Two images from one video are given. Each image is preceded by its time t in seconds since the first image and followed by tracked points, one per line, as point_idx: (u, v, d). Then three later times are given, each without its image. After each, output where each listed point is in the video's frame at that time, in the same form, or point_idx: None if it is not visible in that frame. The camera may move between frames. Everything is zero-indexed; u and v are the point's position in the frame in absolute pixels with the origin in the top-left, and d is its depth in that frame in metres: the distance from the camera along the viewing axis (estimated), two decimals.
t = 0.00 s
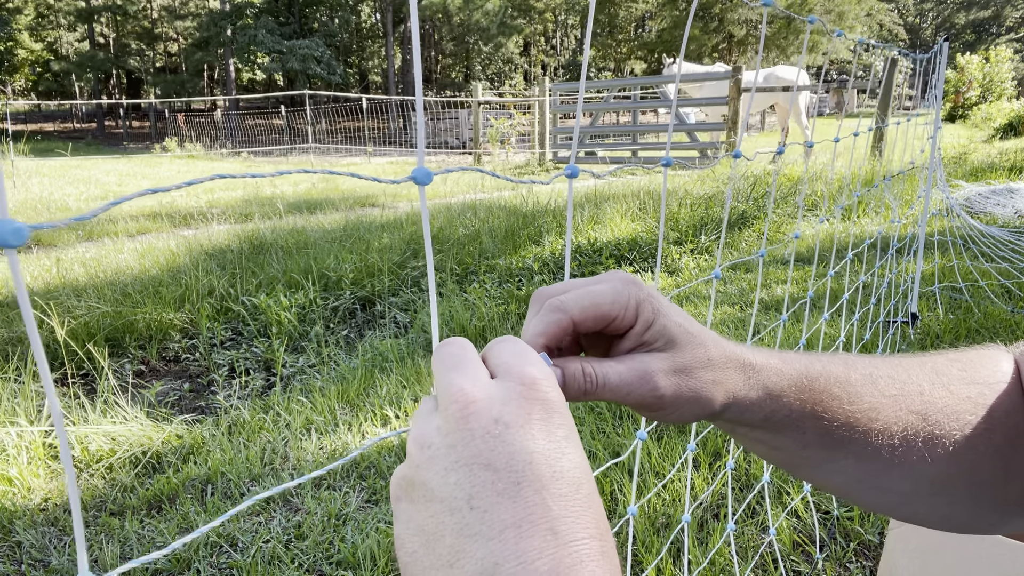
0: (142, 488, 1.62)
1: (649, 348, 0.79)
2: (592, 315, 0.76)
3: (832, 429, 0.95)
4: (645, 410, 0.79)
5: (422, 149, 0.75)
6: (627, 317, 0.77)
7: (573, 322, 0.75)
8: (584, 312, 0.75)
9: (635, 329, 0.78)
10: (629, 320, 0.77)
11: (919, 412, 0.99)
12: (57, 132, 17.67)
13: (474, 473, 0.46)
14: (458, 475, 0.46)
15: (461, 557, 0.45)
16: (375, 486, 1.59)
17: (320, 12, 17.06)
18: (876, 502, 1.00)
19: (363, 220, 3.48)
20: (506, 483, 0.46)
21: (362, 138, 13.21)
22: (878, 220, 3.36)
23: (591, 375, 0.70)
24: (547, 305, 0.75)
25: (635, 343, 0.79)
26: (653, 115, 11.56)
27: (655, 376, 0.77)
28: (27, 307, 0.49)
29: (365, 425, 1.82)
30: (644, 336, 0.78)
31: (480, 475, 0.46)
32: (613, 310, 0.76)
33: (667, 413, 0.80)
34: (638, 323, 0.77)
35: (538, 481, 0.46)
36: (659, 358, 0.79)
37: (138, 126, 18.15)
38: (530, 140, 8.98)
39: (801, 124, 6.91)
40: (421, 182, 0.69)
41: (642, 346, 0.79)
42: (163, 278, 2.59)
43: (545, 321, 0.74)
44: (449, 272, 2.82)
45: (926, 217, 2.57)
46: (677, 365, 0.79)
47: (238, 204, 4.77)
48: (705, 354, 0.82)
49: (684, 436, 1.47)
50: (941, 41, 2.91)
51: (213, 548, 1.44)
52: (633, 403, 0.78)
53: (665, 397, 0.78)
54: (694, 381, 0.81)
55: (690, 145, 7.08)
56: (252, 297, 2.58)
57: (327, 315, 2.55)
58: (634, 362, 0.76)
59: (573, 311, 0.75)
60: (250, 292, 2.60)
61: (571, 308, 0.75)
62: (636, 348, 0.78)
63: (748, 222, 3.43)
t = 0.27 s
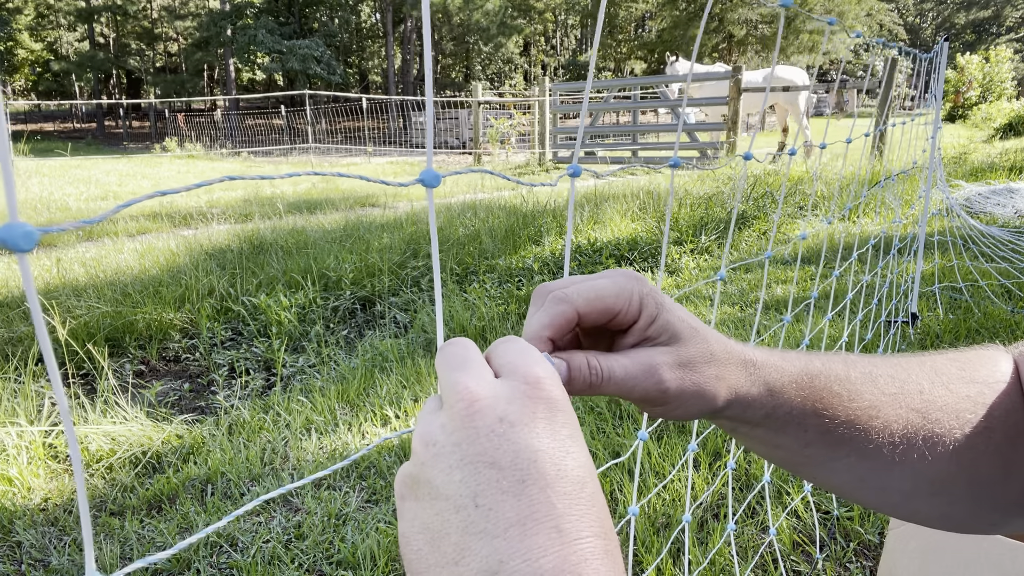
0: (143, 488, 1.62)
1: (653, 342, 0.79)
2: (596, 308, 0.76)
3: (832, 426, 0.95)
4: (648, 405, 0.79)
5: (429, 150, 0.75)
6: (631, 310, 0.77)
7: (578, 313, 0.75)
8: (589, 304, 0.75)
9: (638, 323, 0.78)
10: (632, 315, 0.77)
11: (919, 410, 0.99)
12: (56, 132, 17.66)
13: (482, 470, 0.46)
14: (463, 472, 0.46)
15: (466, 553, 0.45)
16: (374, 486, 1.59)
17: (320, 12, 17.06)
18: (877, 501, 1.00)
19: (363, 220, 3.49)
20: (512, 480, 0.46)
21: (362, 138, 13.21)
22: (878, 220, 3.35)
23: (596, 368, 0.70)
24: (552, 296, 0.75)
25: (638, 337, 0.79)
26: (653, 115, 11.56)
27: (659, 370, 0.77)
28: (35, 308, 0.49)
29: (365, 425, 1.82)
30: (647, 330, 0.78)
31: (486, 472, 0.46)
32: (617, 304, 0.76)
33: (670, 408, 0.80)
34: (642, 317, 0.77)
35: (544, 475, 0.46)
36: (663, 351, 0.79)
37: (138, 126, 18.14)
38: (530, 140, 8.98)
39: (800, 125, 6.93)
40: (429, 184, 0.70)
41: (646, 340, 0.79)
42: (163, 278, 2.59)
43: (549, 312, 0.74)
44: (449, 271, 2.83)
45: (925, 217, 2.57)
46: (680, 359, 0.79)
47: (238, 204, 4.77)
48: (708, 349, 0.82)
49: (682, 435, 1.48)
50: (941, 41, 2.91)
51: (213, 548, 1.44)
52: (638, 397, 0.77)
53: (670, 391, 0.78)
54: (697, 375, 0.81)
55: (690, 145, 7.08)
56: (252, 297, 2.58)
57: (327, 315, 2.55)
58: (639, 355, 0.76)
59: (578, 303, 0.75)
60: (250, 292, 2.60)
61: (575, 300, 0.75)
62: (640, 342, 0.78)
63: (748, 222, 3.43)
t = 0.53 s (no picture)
0: (142, 488, 1.62)
1: (648, 344, 0.79)
2: (592, 309, 0.75)
3: (831, 423, 0.95)
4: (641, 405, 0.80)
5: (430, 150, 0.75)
6: (628, 311, 0.77)
7: (574, 314, 0.75)
8: (585, 306, 0.75)
9: (633, 325, 0.78)
10: (629, 316, 0.77)
11: (918, 408, 0.99)
12: (56, 132, 17.66)
13: (481, 470, 0.46)
14: (464, 472, 0.46)
15: (466, 553, 0.45)
16: (375, 486, 1.59)
17: (320, 12, 17.06)
18: (875, 498, 1.00)
19: (363, 220, 3.49)
20: (511, 480, 0.46)
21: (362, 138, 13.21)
22: (878, 220, 3.35)
23: (595, 374, 0.71)
24: (550, 298, 0.75)
25: (633, 340, 0.79)
26: (653, 115, 11.56)
27: (653, 373, 0.78)
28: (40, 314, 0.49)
29: (365, 425, 1.83)
30: (642, 332, 0.78)
31: (486, 472, 0.46)
32: (613, 305, 0.76)
33: (664, 408, 0.80)
34: (638, 318, 0.77)
35: (544, 476, 0.46)
36: (657, 354, 0.79)
37: (138, 126, 18.15)
38: (531, 140, 8.99)
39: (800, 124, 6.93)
40: (431, 189, 0.70)
41: (641, 342, 0.79)
42: (163, 278, 2.59)
43: (547, 314, 0.74)
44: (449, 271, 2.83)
45: (926, 217, 2.57)
46: (675, 361, 0.80)
47: (238, 204, 4.77)
48: (704, 349, 0.82)
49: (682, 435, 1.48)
50: (941, 41, 2.91)
51: (213, 549, 1.44)
52: (629, 398, 0.78)
53: (661, 393, 0.79)
54: (692, 377, 0.81)
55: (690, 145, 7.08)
56: (252, 296, 2.58)
57: (327, 315, 2.55)
58: (633, 358, 0.77)
59: (574, 304, 0.75)
60: (250, 292, 2.60)
61: (572, 303, 0.75)
62: (635, 345, 0.78)
63: (748, 222, 3.43)
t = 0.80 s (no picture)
0: (143, 488, 1.62)
1: (648, 346, 0.79)
2: (598, 307, 0.75)
3: (826, 425, 0.95)
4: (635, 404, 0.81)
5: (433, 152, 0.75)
6: (634, 309, 0.77)
7: (580, 314, 0.74)
8: (590, 305, 0.75)
9: (635, 326, 0.78)
10: (635, 315, 0.77)
11: (913, 409, 0.99)
12: (56, 132, 17.67)
13: (482, 457, 0.46)
14: (465, 458, 0.47)
15: (467, 540, 0.45)
16: (375, 486, 1.59)
17: (320, 12, 17.06)
18: (872, 500, 0.99)
19: (363, 220, 3.49)
20: (512, 467, 0.46)
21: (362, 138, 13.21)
22: (878, 220, 3.35)
23: (601, 385, 0.72)
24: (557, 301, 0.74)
25: (634, 342, 0.78)
26: (653, 115, 11.56)
27: (652, 377, 0.79)
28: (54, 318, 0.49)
29: (365, 425, 1.83)
30: (645, 333, 0.78)
31: (487, 459, 0.46)
32: (620, 303, 0.76)
33: (662, 410, 0.82)
34: (644, 317, 0.77)
35: (545, 463, 0.46)
36: (656, 356, 0.79)
37: (138, 126, 18.15)
38: (531, 140, 8.99)
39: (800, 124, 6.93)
40: (437, 192, 0.70)
41: (644, 344, 0.79)
42: (163, 278, 2.59)
43: (552, 315, 0.73)
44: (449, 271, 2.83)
45: (926, 217, 2.56)
46: (675, 364, 0.80)
47: (238, 204, 4.77)
48: (702, 352, 0.83)
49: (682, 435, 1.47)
50: (941, 41, 2.91)
51: (213, 549, 1.44)
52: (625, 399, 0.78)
53: (656, 394, 0.79)
54: (691, 380, 0.82)
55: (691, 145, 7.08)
56: (252, 297, 2.58)
57: (327, 315, 2.55)
58: (634, 363, 0.77)
59: (579, 303, 0.74)
60: (250, 292, 2.60)
61: (579, 303, 0.74)
62: (638, 347, 0.78)
63: (748, 222, 3.43)
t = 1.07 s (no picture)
0: (143, 488, 1.62)
1: (650, 354, 0.79)
2: (602, 309, 0.76)
3: (823, 438, 0.95)
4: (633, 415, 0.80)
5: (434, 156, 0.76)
6: (638, 316, 0.77)
7: (584, 313, 0.76)
8: (595, 305, 0.76)
9: (638, 333, 0.78)
10: (638, 322, 0.77)
11: (910, 421, 0.99)
12: (57, 132, 17.67)
13: (486, 450, 0.46)
14: (468, 450, 0.46)
15: (466, 531, 0.45)
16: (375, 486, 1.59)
17: (320, 12, 17.06)
18: (872, 511, 0.99)
19: (363, 220, 3.49)
20: (516, 461, 0.46)
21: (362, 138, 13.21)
22: (878, 220, 3.35)
23: (602, 388, 0.72)
24: (563, 296, 0.76)
25: (637, 348, 0.79)
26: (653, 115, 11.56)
27: (653, 386, 0.78)
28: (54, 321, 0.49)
29: (365, 425, 1.83)
30: (647, 341, 0.78)
31: (491, 454, 0.46)
32: (624, 308, 0.77)
33: (661, 421, 0.81)
34: (647, 325, 0.77)
35: (549, 460, 0.46)
36: (657, 364, 0.79)
37: (138, 126, 18.15)
38: (531, 140, 8.99)
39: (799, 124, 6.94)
40: (433, 195, 0.70)
41: (646, 352, 0.79)
42: (163, 278, 2.59)
43: (559, 309, 0.75)
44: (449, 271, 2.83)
45: (926, 217, 2.56)
46: (675, 372, 0.80)
47: (238, 204, 4.77)
48: (702, 363, 0.83)
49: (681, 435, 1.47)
50: (941, 41, 2.91)
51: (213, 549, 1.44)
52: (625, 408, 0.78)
53: (654, 404, 0.79)
54: (691, 390, 0.82)
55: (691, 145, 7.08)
56: (252, 297, 2.58)
57: (327, 315, 2.55)
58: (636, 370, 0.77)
59: (585, 303, 0.75)
60: (250, 292, 2.60)
61: (583, 303, 0.76)
62: (640, 355, 0.79)
63: (748, 222, 3.43)
